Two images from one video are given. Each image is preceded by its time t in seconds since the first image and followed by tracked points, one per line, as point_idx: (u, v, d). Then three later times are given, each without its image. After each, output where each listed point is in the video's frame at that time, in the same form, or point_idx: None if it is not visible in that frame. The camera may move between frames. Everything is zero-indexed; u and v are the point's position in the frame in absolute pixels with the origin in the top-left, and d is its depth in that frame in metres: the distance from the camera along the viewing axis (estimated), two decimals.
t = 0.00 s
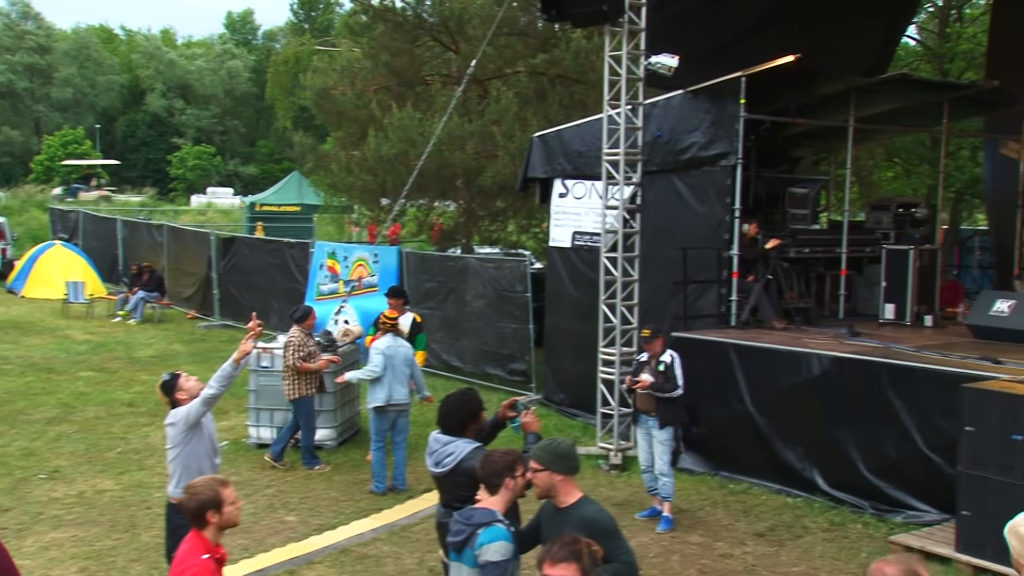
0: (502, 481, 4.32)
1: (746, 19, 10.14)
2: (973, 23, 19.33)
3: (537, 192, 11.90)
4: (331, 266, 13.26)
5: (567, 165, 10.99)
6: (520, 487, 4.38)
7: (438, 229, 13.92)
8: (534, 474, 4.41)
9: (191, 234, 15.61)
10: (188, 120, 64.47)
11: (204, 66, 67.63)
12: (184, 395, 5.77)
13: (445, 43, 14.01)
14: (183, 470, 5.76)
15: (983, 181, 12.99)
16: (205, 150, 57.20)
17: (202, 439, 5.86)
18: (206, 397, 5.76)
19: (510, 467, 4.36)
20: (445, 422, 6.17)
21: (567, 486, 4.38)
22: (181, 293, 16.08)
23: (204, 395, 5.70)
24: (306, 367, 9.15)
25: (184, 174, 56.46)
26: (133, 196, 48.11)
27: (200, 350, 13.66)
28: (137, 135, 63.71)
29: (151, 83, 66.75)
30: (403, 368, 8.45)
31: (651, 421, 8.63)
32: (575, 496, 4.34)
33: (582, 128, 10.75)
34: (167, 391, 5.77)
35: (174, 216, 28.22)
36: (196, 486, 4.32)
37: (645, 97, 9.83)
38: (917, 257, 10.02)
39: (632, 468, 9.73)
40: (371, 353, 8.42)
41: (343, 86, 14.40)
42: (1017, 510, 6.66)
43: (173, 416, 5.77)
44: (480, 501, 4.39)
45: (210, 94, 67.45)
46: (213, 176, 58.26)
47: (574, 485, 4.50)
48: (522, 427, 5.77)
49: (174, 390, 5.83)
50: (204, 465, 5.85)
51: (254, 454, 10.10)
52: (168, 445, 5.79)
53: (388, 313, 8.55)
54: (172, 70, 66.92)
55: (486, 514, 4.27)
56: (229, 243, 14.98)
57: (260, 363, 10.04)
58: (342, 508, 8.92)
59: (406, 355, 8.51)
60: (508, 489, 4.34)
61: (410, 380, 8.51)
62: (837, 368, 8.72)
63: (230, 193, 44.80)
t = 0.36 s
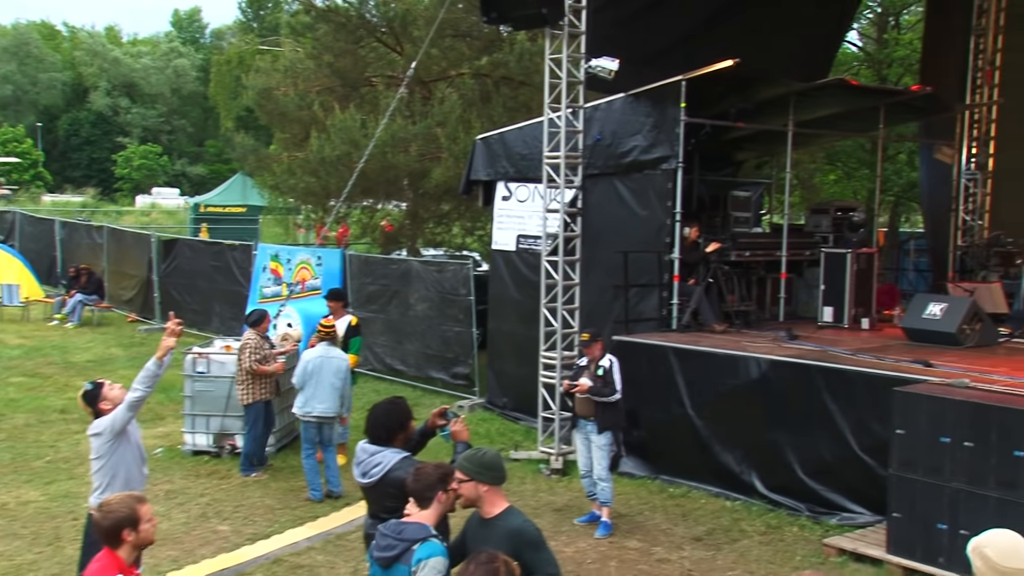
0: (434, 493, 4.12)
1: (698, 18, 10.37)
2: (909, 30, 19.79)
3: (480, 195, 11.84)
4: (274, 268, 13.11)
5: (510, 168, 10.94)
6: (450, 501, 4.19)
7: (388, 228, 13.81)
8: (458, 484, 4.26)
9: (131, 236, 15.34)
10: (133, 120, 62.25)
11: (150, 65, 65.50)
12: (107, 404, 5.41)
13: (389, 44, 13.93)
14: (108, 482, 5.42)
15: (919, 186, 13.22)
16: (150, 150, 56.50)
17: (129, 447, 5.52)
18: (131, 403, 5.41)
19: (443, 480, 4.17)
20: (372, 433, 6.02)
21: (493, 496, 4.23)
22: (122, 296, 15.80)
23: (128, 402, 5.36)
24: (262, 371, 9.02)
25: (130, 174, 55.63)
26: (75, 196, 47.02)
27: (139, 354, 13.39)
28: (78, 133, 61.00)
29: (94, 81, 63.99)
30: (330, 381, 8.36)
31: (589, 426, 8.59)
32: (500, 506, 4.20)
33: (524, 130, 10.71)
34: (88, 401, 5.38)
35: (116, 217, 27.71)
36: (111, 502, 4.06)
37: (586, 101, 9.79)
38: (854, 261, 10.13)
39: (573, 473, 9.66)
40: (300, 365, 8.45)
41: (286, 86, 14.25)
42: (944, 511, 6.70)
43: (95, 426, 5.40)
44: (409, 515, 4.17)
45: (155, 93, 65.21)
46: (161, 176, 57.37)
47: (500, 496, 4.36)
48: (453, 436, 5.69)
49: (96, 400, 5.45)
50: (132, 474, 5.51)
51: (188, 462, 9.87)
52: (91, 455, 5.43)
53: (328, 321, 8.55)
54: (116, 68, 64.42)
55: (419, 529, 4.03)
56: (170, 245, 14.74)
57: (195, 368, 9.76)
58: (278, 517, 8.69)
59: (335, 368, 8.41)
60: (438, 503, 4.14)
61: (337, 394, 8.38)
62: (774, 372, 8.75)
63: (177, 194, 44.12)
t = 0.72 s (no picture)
0: (374, 510, 3.93)
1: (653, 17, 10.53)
2: (852, 37, 20.16)
3: (425, 199, 11.74)
4: (218, 272, 12.83)
5: (455, 171, 10.86)
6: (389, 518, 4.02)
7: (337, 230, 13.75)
8: (395, 498, 4.10)
9: (72, 239, 15.02)
10: (79, 119, 60.44)
11: (96, 65, 63.35)
12: (26, 422, 5.20)
13: (334, 45, 13.86)
14: (25, 502, 5.22)
15: (860, 191, 13.37)
16: (97, 151, 55.46)
17: (49, 466, 5.32)
18: (54, 423, 5.22)
19: (383, 495, 4.00)
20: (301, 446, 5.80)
21: (430, 510, 4.11)
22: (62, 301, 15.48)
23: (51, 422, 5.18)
24: (206, 373, 8.77)
25: (77, 174, 54.52)
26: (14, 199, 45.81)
27: (78, 360, 13.08)
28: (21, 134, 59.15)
29: (38, 81, 60.93)
30: (262, 386, 8.18)
31: (530, 433, 8.54)
32: (438, 520, 4.08)
33: (468, 134, 10.65)
34: (7, 418, 5.17)
35: (60, 219, 27.15)
36: (19, 526, 3.71)
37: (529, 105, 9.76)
38: (797, 265, 10.19)
39: (516, 480, 9.58)
40: (238, 368, 8.35)
41: (230, 89, 14.11)
42: (879, 515, 6.64)
43: (13, 445, 5.19)
44: (347, 535, 3.96)
45: (102, 92, 62.96)
46: (108, 177, 56.34)
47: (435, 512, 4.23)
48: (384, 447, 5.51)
49: (16, 417, 5.23)
50: (50, 495, 5.31)
51: (123, 472, 9.60)
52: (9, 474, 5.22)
53: (270, 327, 8.29)
54: (62, 67, 61.88)
55: (365, 548, 3.84)
56: (112, 248, 14.46)
57: (132, 376, 9.51)
58: (214, 527, 8.30)
59: (268, 372, 8.19)
60: (379, 520, 3.96)
61: (271, 398, 8.19)
62: (716, 378, 8.75)
63: (123, 196, 43.36)
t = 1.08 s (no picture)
0: (296, 533, 3.78)
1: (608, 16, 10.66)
2: (799, 45, 20.49)
3: (373, 205, 11.66)
4: (164, 279, 12.68)
5: (403, 178, 10.80)
6: (326, 544, 3.87)
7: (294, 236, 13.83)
8: (335, 517, 4.02)
9: (14, 245, 14.79)
10: (26, 121, 58.89)
11: (43, 65, 61.97)
12: None
13: (280, 49, 13.91)
14: None
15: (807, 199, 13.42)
16: (45, 154, 54.47)
17: None
18: None
19: (308, 518, 3.83)
20: (232, 462, 5.53)
21: (371, 530, 4.03)
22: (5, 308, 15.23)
23: None
24: (137, 377, 8.39)
25: (24, 177, 53.54)
26: None
27: (17, 368, 12.75)
28: None
29: None
30: (199, 400, 7.84)
31: (474, 442, 8.45)
32: (379, 540, 3.99)
33: (416, 141, 10.62)
34: None
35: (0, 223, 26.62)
36: None
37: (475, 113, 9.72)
38: (743, 272, 10.24)
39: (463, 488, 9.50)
40: (180, 380, 8.07)
41: (176, 92, 14.01)
42: (819, 522, 6.58)
43: None
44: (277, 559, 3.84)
45: (50, 93, 61.31)
46: (56, 180, 55.31)
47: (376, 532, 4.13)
48: (319, 460, 5.27)
49: None
50: None
51: (59, 485, 9.32)
52: None
53: (210, 336, 7.95)
54: (7, 67, 59.82)
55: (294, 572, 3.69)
56: (55, 254, 14.24)
57: (68, 387, 9.30)
58: (150, 543, 7.95)
59: (203, 387, 7.87)
60: (308, 544, 3.80)
61: (207, 414, 7.86)
62: (661, 385, 8.74)
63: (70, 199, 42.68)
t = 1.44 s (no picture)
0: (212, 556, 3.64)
1: (567, 17, 10.75)
2: (752, 50, 20.73)
3: (324, 212, 11.57)
4: (112, 286, 12.49)
5: (354, 184, 10.71)
6: (248, 566, 3.87)
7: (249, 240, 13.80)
8: (271, 538, 3.91)
9: None
10: None
11: None
12: None
13: (230, 52, 13.95)
14: None
15: (758, 204, 13.49)
16: None
17: None
18: None
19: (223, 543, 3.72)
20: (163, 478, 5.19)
21: (307, 552, 3.91)
22: None
23: None
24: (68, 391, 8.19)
25: None
26: None
27: None
28: None
29: None
30: (140, 408, 7.42)
31: (422, 452, 8.31)
32: (313, 563, 3.86)
33: (367, 147, 10.55)
34: None
35: None
36: None
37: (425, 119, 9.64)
38: (695, 278, 10.27)
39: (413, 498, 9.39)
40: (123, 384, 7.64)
41: (123, 95, 13.92)
42: (766, 530, 6.26)
43: None
44: None
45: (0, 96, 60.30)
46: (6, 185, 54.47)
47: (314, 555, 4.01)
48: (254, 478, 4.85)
49: None
50: None
51: None
52: None
53: (154, 343, 7.49)
54: None
55: None
56: None
57: (6, 400, 9.13)
58: (88, 559, 7.72)
59: (143, 394, 7.41)
60: (222, 567, 3.81)
61: (145, 422, 7.44)
62: (612, 393, 8.71)
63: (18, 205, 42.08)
